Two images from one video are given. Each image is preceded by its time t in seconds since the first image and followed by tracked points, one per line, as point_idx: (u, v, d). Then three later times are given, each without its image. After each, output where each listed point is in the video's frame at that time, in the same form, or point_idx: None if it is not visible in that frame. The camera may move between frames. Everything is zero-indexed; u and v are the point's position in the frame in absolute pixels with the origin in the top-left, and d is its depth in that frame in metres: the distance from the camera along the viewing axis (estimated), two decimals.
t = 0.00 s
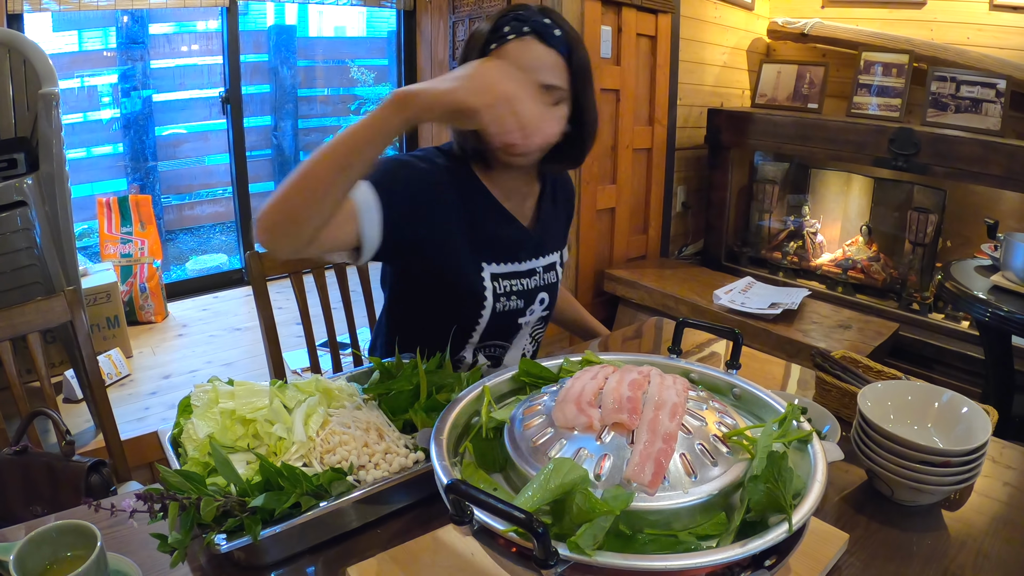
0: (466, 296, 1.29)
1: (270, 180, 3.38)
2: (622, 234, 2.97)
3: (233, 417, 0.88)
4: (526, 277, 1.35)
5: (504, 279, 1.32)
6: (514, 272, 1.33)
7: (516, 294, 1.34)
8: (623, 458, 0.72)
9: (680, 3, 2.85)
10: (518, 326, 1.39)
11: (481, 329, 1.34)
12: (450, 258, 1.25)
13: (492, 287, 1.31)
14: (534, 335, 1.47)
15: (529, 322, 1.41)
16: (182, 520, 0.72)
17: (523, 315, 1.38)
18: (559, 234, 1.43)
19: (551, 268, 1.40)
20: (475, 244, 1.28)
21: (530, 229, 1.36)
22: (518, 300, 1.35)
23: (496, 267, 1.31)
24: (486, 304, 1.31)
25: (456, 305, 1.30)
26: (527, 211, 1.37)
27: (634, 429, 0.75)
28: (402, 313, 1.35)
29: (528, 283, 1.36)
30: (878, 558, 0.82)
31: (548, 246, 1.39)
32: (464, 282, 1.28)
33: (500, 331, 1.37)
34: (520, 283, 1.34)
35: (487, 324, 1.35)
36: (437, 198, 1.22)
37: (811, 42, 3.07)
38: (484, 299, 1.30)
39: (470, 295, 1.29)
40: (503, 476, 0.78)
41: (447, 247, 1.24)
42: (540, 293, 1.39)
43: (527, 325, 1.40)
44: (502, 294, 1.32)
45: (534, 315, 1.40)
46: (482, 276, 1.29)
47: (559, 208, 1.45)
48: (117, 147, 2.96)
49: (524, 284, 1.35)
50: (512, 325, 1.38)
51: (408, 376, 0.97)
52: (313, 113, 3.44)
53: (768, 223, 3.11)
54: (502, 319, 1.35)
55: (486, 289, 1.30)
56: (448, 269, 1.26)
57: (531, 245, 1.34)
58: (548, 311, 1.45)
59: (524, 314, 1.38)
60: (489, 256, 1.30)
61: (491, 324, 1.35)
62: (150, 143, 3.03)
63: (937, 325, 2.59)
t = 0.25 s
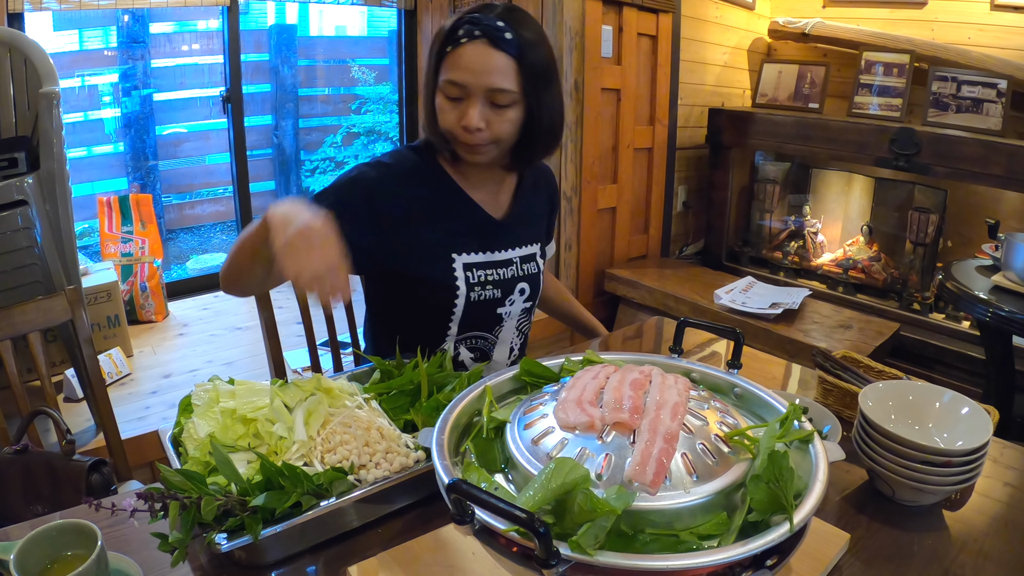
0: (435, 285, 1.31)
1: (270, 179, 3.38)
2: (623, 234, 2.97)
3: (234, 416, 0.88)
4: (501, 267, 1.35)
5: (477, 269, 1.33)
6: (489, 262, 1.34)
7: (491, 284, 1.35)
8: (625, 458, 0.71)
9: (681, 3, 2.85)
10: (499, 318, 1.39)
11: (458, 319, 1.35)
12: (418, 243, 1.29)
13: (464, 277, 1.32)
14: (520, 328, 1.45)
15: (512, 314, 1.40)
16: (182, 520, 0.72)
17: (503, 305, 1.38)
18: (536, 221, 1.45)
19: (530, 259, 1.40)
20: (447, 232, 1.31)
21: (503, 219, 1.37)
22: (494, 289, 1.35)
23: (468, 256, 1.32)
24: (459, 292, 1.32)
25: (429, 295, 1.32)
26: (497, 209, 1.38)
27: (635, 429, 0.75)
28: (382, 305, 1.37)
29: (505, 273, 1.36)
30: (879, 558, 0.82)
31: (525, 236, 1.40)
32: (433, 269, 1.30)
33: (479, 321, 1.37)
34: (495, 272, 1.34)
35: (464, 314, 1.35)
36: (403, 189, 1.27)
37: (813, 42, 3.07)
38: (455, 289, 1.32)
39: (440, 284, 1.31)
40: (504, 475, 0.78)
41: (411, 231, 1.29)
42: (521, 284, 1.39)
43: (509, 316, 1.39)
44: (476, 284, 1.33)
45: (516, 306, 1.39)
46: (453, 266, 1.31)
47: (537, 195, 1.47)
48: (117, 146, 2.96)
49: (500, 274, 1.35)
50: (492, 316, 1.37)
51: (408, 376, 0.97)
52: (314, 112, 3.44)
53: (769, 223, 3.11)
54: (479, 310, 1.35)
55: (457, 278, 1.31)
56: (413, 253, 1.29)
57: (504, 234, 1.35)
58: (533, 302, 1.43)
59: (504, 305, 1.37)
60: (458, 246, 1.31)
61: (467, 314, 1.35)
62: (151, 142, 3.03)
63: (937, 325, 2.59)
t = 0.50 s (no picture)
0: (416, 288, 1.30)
1: (271, 179, 3.38)
2: (624, 235, 2.96)
3: (236, 417, 0.88)
4: (483, 267, 1.34)
5: (457, 270, 1.32)
6: (471, 262, 1.33)
7: (474, 284, 1.34)
8: (628, 459, 0.71)
9: (682, 3, 2.85)
10: (485, 317, 1.38)
11: (442, 321, 1.34)
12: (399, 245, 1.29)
13: (443, 279, 1.31)
14: (511, 327, 1.44)
15: (499, 313, 1.39)
16: (185, 519, 0.71)
17: (489, 305, 1.37)
18: (521, 217, 1.44)
19: (513, 257, 1.39)
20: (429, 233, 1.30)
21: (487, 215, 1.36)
22: (477, 290, 1.35)
23: (446, 258, 1.31)
24: (439, 294, 1.31)
25: (410, 298, 1.32)
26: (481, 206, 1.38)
27: (638, 430, 0.74)
28: (370, 310, 1.38)
29: (487, 272, 1.35)
30: (881, 559, 0.82)
31: (507, 234, 1.39)
32: (414, 270, 1.30)
33: (466, 322, 1.36)
34: (476, 272, 1.34)
35: (447, 315, 1.34)
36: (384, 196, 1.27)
37: (815, 43, 3.06)
38: (436, 291, 1.31)
39: (420, 288, 1.30)
40: (506, 475, 0.77)
41: (395, 236, 1.29)
42: (505, 282, 1.38)
43: (496, 315, 1.39)
44: (456, 285, 1.32)
45: (502, 305, 1.39)
46: (432, 269, 1.30)
47: (517, 189, 1.46)
48: (118, 146, 2.96)
49: (482, 273, 1.34)
50: (479, 316, 1.37)
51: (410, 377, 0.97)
52: (315, 112, 3.44)
53: (770, 224, 3.10)
54: (464, 311, 1.35)
55: (436, 280, 1.31)
56: (398, 254, 1.29)
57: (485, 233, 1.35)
58: (520, 300, 1.43)
59: (489, 304, 1.37)
60: (437, 250, 1.31)
61: (451, 316, 1.34)
62: (152, 142, 3.04)
63: (938, 326, 2.59)
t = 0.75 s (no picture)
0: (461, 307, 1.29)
1: (270, 183, 3.39)
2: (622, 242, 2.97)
3: (232, 421, 0.88)
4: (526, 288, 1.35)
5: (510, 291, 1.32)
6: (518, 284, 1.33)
7: (517, 303, 1.35)
8: (623, 467, 0.72)
9: (681, 13, 2.87)
10: (516, 334, 1.40)
11: (482, 337, 1.36)
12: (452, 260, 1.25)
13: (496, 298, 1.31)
14: (527, 342, 1.48)
15: (525, 330, 1.42)
16: (181, 523, 0.72)
17: (521, 323, 1.40)
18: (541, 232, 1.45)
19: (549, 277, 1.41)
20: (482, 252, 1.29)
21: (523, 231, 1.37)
22: (518, 310, 1.36)
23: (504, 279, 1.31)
24: (488, 314, 1.32)
25: (457, 315, 1.31)
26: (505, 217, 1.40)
27: (634, 438, 0.75)
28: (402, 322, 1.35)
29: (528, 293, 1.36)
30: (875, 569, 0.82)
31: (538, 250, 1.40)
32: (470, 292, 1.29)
33: (496, 338, 1.39)
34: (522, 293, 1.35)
35: (488, 333, 1.36)
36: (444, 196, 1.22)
37: (813, 54, 3.09)
38: (487, 312, 1.31)
39: (471, 305, 1.30)
40: (502, 482, 0.78)
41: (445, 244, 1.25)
42: (538, 302, 1.40)
43: (522, 333, 1.42)
44: (505, 305, 1.33)
45: (531, 323, 1.42)
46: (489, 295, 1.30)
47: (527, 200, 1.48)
48: (117, 148, 2.96)
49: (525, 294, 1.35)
50: (510, 333, 1.39)
51: (407, 384, 0.97)
52: (315, 117, 3.45)
53: (767, 233, 3.11)
54: (501, 328, 1.37)
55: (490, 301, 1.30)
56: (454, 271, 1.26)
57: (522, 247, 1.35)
58: (543, 318, 1.46)
59: (522, 323, 1.39)
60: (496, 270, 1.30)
61: (491, 333, 1.36)
62: (151, 144, 3.04)
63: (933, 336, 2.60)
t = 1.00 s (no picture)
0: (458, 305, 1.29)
1: (270, 183, 3.39)
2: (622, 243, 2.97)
3: (233, 421, 0.88)
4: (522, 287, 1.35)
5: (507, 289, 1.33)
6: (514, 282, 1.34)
7: (514, 303, 1.35)
8: (625, 468, 0.72)
9: (682, 14, 2.87)
10: (515, 334, 1.40)
11: (480, 337, 1.36)
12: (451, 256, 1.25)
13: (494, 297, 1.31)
14: (526, 343, 1.47)
15: (524, 330, 1.42)
16: (182, 523, 0.72)
17: (520, 323, 1.39)
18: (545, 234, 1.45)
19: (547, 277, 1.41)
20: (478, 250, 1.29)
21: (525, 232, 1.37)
22: (516, 309, 1.36)
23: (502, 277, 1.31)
24: (486, 314, 1.32)
25: (454, 315, 1.31)
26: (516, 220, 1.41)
27: (635, 439, 0.75)
28: (401, 322, 1.35)
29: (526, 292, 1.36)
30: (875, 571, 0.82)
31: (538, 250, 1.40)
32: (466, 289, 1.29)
33: (495, 338, 1.38)
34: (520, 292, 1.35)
35: (486, 332, 1.36)
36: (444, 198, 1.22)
37: (813, 55, 3.09)
38: (484, 311, 1.31)
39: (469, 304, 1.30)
40: (503, 483, 0.78)
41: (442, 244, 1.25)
42: (536, 302, 1.40)
43: (521, 333, 1.41)
44: (502, 304, 1.33)
45: (530, 323, 1.41)
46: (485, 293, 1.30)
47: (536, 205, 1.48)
48: (117, 148, 2.96)
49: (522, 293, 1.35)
50: (509, 333, 1.39)
51: (409, 384, 0.97)
52: (315, 117, 3.45)
53: (767, 235, 3.11)
54: (500, 327, 1.36)
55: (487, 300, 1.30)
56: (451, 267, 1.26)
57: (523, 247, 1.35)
58: (542, 318, 1.45)
59: (521, 322, 1.39)
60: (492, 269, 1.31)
61: (489, 332, 1.36)
62: (152, 144, 3.04)
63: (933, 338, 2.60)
